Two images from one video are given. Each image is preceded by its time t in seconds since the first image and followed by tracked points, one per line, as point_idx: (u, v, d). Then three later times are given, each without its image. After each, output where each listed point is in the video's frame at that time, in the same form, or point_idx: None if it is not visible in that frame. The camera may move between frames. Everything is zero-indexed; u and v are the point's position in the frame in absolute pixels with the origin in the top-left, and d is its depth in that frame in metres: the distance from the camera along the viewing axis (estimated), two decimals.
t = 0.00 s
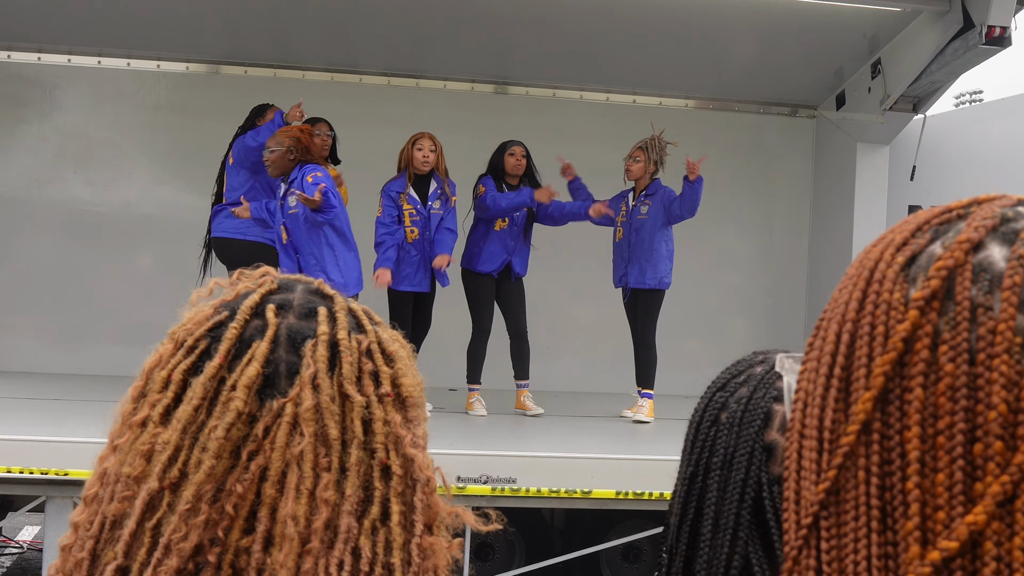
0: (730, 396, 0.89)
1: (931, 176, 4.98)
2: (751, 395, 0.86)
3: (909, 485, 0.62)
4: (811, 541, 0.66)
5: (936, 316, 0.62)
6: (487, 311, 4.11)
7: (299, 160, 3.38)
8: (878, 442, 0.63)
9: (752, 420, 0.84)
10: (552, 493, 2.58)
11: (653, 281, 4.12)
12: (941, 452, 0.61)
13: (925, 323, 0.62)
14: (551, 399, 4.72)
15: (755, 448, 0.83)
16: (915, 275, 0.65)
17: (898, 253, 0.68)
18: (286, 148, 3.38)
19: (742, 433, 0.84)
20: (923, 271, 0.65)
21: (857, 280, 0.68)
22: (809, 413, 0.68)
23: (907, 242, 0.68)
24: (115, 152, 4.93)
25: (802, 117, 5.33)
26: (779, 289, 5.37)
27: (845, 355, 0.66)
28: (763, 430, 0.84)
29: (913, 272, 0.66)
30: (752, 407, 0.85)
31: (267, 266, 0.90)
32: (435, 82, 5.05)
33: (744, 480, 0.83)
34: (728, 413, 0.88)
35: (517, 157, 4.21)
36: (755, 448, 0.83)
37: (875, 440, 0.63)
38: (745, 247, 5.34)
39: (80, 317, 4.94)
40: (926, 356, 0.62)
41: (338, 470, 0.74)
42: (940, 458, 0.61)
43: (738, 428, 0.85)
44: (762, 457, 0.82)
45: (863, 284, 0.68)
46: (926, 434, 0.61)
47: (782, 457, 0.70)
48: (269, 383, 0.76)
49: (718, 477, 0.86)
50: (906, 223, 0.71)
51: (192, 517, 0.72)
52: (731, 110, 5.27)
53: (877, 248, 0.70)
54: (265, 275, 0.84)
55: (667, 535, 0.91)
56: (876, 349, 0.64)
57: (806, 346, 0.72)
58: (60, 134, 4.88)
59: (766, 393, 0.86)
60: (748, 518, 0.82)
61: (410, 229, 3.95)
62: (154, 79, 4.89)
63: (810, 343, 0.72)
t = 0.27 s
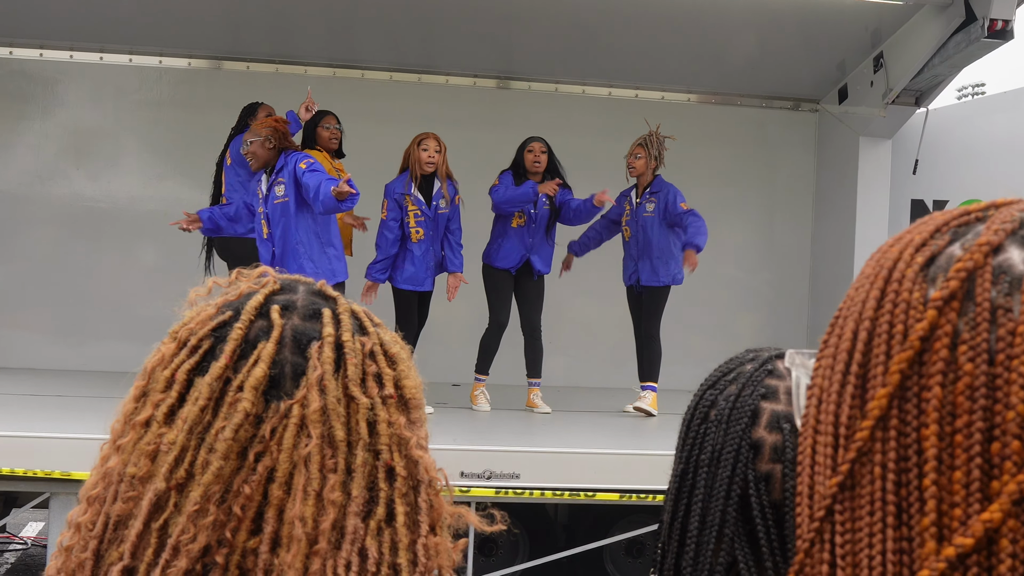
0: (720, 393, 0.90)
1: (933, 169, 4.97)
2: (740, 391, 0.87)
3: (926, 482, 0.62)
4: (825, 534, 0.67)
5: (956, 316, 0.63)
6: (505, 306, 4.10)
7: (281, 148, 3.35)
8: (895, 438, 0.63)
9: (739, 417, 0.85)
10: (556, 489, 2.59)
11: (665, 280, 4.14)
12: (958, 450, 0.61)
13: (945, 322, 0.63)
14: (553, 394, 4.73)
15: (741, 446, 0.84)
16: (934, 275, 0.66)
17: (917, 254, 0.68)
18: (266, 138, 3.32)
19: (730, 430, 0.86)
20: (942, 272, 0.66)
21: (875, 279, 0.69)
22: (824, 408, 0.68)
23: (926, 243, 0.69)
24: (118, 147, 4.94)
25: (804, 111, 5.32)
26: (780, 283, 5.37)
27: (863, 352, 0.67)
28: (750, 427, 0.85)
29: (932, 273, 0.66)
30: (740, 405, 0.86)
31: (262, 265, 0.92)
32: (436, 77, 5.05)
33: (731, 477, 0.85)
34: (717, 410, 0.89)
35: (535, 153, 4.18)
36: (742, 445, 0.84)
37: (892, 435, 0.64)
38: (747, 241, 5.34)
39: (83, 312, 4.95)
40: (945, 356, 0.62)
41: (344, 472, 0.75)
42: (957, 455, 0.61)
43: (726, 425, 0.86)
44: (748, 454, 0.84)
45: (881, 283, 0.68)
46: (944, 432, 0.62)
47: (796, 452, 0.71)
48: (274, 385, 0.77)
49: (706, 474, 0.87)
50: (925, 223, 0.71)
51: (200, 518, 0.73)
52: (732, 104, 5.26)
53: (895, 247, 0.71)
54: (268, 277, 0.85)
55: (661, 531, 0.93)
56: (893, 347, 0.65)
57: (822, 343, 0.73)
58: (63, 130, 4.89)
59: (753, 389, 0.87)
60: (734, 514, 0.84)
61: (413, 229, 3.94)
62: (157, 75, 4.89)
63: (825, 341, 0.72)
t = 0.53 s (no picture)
0: (714, 391, 0.91)
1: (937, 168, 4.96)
2: (734, 389, 0.87)
3: (918, 477, 0.62)
4: (817, 529, 0.67)
5: (949, 312, 0.63)
6: (511, 300, 4.10)
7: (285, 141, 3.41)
8: (888, 434, 0.64)
9: (733, 414, 0.85)
10: (559, 487, 2.59)
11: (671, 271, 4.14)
12: (951, 446, 0.61)
13: (939, 319, 0.63)
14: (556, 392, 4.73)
15: (734, 443, 0.84)
16: (930, 272, 0.66)
17: (914, 250, 0.68)
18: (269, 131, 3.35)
19: (723, 427, 0.86)
20: (938, 268, 0.65)
21: (872, 276, 0.69)
22: (820, 404, 0.68)
23: (923, 240, 0.69)
24: (122, 144, 4.94)
25: (808, 109, 5.31)
26: (784, 282, 5.37)
27: (858, 348, 0.67)
28: (742, 425, 0.84)
29: (927, 269, 0.66)
30: (733, 402, 0.86)
31: (264, 264, 0.92)
32: (439, 74, 5.04)
33: (722, 475, 0.85)
34: (711, 407, 0.89)
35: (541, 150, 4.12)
36: (734, 443, 0.84)
37: (885, 430, 0.64)
38: (750, 239, 5.34)
39: (86, 309, 4.96)
40: (938, 352, 0.62)
41: (344, 472, 0.75)
42: (950, 452, 0.61)
43: (719, 422, 0.87)
44: (740, 452, 0.84)
45: (877, 279, 0.68)
46: (937, 428, 0.62)
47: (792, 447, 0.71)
48: (274, 385, 0.77)
49: (699, 472, 0.88)
50: (922, 221, 0.71)
51: (201, 520, 0.73)
52: (736, 102, 5.25)
53: (892, 244, 0.71)
54: (267, 276, 0.85)
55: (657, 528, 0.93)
56: (887, 343, 0.65)
57: (819, 339, 0.73)
58: (66, 127, 4.90)
59: (746, 388, 0.87)
60: (725, 512, 0.84)
61: (424, 222, 3.95)
62: (160, 72, 4.89)
63: (822, 337, 0.73)
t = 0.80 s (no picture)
0: (709, 389, 0.91)
1: (936, 166, 4.96)
2: (728, 387, 0.87)
3: (893, 472, 0.62)
4: (794, 523, 0.67)
5: (924, 307, 0.62)
6: (502, 302, 4.13)
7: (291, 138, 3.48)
8: (864, 429, 0.64)
9: (728, 413, 0.86)
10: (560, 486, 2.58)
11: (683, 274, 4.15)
12: (925, 441, 0.61)
13: (913, 314, 0.62)
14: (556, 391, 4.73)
15: (729, 442, 0.84)
16: (907, 266, 0.65)
17: (892, 245, 0.68)
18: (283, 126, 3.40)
19: (718, 426, 0.86)
20: (914, 263, 0.65)
21: (851, 271, 0.69)
22: (798, 399, 0.69)
23: (901, 234, 0.69)
24: (121, 144, 4.94)
25: (808, 107, 5.31)
26: (785, 280, 5.36)
27: (835, 344, 0.67)
28: (738, 423, 0.85)
29: (904, 264, 0.66)
30: (728, 400, 0.86)
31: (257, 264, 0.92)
32: (439, 73, 5.04)
33: (718, 473, 0.84)
34: (706, 406, 0.90)
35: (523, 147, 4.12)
36: (730, 441, 0.84)
37: (860, 426, 0.64)
38: (751, 238, 5.33)
39: (86, 309, 4.96)
40: (913, 346, 0.62)
41: (339, 471, 0.75)
42: (924, 447, 0.61)
43: (715, 421, 0.87)
44: (737, 450, 0.84)
45: (855, 274, 0.68)
46: (910, 423, 0.62)
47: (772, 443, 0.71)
48: (268, 385, 0.77)
49: (695, 471, 0.88)
50: (901, 216, 0.71)
51: (194, 520, 0.73)
52: (736, 100, 5.24)
53: (872, 240, 0.71)
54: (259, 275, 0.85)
55: (655, 527, 0.93)
56: (863, 336, 0.65)
57: (801, 334, 0.73)
58: (66, 127, 4.89)
59: (742, 386, 0.87)
60: (722, 510, 0.84)
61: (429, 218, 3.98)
62: (160, 72, 4.89)
63: (804, 332, 0.72)
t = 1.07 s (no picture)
0: (705, 382, 0.91)
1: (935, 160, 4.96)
2: (725, 379, 0.87)
3: (870, 466, 0.62)
4: (774, 518, 0.68)
5: (901, 299, 0.62)
6: (496, 296, 4.13)
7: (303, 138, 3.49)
8: (842, 423, 0.64)
9: (725, 405, 0.86)
10: (558, 480, 2.58)
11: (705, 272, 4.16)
12: (902, 434, 0.61)
13: (890, 306, 0.63)
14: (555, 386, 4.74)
15: (727, 435, 0.84)
16: (886, 257, 0.65)
17: (872, 236, 0.68)
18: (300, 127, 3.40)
19: (716, 419, 0.86)
20: (893, 254, 0.65)
21: (832, 263, 0.69)
22: (780, 393, 0.69)
23: (881, 225, 0.69)
24: (119, 141, 4.94)
25: (807, 101, 5.30)
26: (784, 274, 5.37)
27: (815, 337, 0.67)
28: (735, 416, 0.85)
29: (884, 255, 0.66)
30: (725, 394, 0.87)
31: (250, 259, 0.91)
32: (437, 69, 5.03)
33: (716, 466, 0.84)
34: (701, 400, 0.90)
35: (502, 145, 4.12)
36: (727, 434, 0.84)
37: (838, 419, 0.64)
38: (750, 232, 5.33)
39: (86, 306, 4.97)
40: (890, 339, 0.62)
41: (332, 466, 0.75)
42: (901, 441, 0.61)
43: (712, 414, 0.86)
44: (734, 443, 0.84)
45: (836, 266, 0.69)
46: (888, 417, 0.62)
47: (755, 436, 0.71)
48: (263, 381, 0.77)
49: (692, 464, 0.88)
50: (881, 207, 0.71)
51: (189, 516, 0.73)
52: (734, 95, 5.24)
53: (854, 231, 0.71)
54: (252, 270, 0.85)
55: (651, 521, 0.93)
56: (842, 329, 0.65)
57: (785, 327, 0.73)
58: (64, 124, 4.89)
59: (738, 378, 0.87)
60: (720, 503, 0.84)
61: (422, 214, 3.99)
62: (158, 69, 4.89)
63: (789, 325, 0.73)
